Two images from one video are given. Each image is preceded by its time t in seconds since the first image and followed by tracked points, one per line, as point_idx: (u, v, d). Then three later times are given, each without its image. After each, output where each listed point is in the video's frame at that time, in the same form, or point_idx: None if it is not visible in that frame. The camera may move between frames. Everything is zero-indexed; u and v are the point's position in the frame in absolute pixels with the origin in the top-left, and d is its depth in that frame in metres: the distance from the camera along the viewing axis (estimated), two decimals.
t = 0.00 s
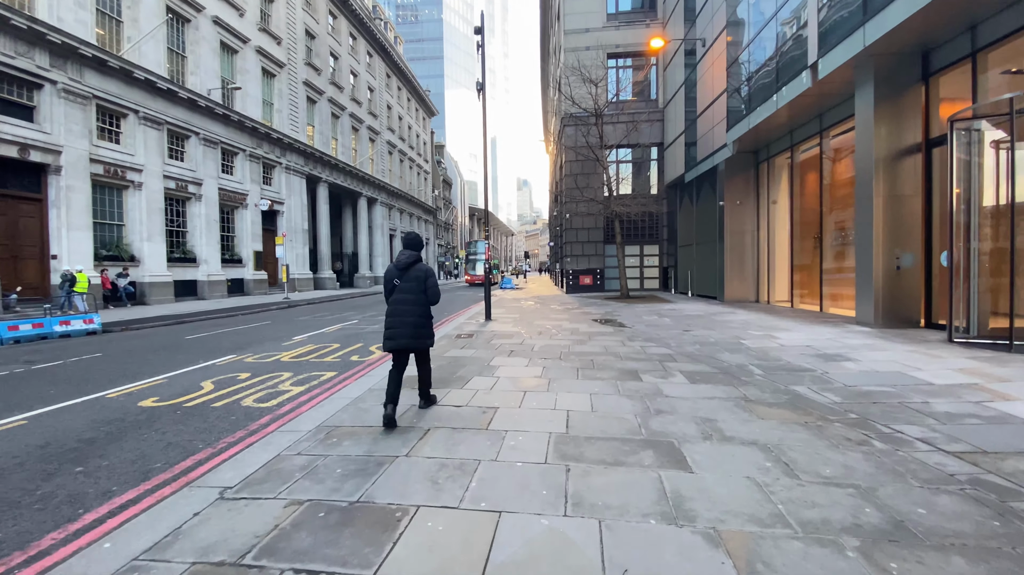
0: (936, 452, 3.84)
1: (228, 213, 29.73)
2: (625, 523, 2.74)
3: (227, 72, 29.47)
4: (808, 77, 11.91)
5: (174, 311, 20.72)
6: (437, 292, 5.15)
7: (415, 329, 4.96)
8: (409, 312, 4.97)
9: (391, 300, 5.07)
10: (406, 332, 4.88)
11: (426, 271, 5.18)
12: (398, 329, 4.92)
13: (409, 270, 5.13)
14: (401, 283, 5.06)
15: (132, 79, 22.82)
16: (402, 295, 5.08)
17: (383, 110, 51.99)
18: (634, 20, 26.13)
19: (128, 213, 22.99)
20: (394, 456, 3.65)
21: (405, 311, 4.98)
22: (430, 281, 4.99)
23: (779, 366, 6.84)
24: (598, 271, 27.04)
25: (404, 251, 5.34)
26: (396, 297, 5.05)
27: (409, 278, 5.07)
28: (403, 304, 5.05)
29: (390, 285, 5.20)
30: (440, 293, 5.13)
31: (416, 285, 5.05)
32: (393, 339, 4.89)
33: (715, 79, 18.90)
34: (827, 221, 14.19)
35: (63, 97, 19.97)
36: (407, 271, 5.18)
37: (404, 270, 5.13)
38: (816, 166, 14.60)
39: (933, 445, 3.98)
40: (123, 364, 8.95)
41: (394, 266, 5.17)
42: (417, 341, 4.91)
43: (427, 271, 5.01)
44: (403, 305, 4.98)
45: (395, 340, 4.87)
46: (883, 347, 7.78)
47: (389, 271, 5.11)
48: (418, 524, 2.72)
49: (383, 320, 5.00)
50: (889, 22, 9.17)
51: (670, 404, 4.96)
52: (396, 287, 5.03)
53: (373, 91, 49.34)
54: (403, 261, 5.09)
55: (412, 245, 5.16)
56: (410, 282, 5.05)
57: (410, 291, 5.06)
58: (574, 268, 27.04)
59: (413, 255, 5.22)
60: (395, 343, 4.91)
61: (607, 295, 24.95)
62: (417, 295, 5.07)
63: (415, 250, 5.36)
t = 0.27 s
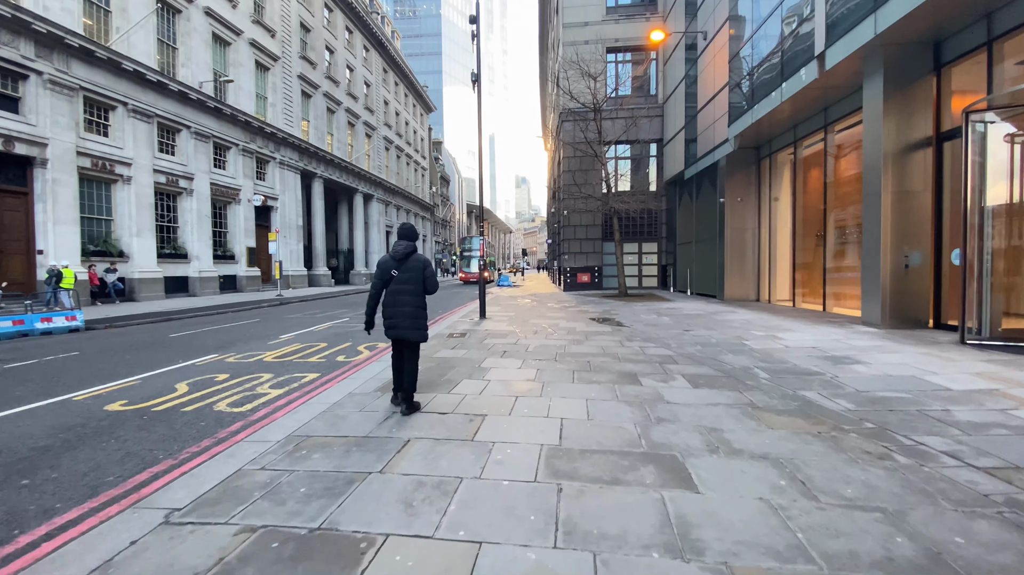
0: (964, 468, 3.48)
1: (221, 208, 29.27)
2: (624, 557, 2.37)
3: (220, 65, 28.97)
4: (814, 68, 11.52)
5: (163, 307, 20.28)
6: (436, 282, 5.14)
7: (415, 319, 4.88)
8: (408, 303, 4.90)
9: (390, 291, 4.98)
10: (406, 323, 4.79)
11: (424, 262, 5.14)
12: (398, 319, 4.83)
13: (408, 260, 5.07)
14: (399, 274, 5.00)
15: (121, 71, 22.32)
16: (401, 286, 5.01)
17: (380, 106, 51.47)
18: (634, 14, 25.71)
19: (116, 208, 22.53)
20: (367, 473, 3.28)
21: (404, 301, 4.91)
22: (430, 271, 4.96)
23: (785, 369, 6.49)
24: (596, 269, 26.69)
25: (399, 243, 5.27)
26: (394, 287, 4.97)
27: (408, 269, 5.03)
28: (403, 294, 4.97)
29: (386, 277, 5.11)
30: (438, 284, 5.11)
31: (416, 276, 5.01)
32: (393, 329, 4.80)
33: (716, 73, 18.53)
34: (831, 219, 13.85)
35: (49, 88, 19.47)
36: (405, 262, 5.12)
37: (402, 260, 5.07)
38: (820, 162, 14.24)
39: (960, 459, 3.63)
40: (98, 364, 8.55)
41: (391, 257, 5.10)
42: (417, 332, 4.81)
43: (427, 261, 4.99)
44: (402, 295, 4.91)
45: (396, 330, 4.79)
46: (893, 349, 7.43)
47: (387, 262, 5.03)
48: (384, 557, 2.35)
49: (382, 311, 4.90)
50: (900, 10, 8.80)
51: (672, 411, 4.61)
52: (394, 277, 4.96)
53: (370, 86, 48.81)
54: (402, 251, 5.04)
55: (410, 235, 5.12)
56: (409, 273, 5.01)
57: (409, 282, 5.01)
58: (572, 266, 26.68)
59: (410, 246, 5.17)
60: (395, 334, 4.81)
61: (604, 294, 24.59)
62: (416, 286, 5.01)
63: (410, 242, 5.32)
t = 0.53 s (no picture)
0: (1006, 492, 3.12)
1: (216, 204, 28.89)
2: None
3: (215, 58, 28.52)
4: (824, 58, 11.06)
5: (156, 304, 19.95)
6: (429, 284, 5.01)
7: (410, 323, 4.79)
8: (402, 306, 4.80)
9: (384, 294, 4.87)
10: (400, 327, 4.72)
11: (418, 264, 5.02)
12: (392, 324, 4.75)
13: (401, 263, 4.94)
14: (392, 276, 4.88)
15: (114, 63, 21.90)
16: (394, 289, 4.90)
17: (379, 101, 50.99)
18: (636, 6, 25.20)
19: (110, 203, 22.17)
20: (336, 496, 2.93)
21: (399, 306, 4.81)
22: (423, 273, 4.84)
23: (795, 374, 6.13)
24: (596, 267, 26.28)
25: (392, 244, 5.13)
26: (388, 290, 4.86)
27: (401, 271, 4.90)
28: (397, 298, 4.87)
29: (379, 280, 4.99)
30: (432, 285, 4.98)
31: (409, 278, 4.88)
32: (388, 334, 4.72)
33: (720, 66, 18.09)
34: (838, 216, 13.47)
35: (40, 81, 19.00)
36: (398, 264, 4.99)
37: (395, 263, 4.96)
38: (828, 157, 13.83)
39: (999, 481, 3.27)
40: (76, 364, 8.17)
41: (384, 260, 4.97)
42: (412, 336, 4.73)
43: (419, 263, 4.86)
44: (396, 298, 4.80)
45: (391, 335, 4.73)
46: (909, 353, 7.04)
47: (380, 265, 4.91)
48: None
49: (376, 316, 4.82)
50: None
51: (677, 422, 4.26)
52: (387, 281, 4.84)
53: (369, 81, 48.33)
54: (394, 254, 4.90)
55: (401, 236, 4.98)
56: (402, 275, 4.88)
57: (403, 285, 4.90)
58: (572, 263, 26.27)
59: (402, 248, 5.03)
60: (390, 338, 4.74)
61: (605, 291, 24.20)
62: (410, 288, 4.89)
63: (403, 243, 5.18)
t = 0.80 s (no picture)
0: None
1: (213, 199, 28.52)
2: None
3: (211, 51, 28.12)
4: (836, 45, 10.57)
5: (149, 301, 19.59)
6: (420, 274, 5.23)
7: (398, 311, 5.02)
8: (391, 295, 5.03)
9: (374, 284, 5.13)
10: (391, 314, 4.95)
11: (408, 254, 5.24)
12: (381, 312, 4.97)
13: (391, 253, 5.18)
14: (382, 267, 5.13)
15: (107, 56, 21.51)
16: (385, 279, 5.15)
17: (379, 96, 50.55)
18: None
19: (104, 198, 21.84)
20: (294, 522, 2.56)
21: (388, 294, 5.05)
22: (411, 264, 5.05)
23: (806, 376, 5.75)
24: (597, 263, 25.86)
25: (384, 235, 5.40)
26: (378, 280, 5.11)
27: (391, 262, 5.14)
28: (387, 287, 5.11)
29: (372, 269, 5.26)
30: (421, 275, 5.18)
31: (398, 268, 5.11)
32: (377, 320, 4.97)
33: (725, 58, 17.64)
34: (846, 210, 13.06)
35: (30, 73, 18.67)
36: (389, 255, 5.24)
37: (386, 253, 5.20)
38: (836, 150, 13.40)
39: None
40: (52, 363, 7.79)
41: (376, 251, 5.24)
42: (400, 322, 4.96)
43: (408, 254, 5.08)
44: (386, 287, 5.04)
45: (380, 322, 4.96)
46: (927, 354, 6.66)
47: (371, 255, 5.17)
48: None
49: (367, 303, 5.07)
50: None
51: (682, 431, 3.91)
52: (378, 270, 5.10)
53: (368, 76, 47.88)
54: (384, 245, 5.16)
55: (392, 228, 5.23)
56: (392, 265, 5.13)
57: (393, 274, 5.14)
58: (573, 260, 25.84)
59: (393, 239, 5.28)
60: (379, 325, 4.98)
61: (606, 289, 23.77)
62: (399, 278, 5.12)
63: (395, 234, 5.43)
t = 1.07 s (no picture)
0: None
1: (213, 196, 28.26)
2: None
3: (211, 46, 27.80)
4: (850, 34, 10.12)
5: (146, 298, 19.34)
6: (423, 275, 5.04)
7: (400, 312, 4.85)
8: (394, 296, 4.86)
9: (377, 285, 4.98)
10: (392, 317, 4.78)
11: (412, 255, 5.07)
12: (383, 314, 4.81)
13: (395, 253, 5.02)
14: (386, 267, 4.97)
15: (103, 49, 21.22)
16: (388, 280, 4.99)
17: (382, 92, 50.18)
18: None
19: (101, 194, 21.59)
20: (246, 563, 2.22)
21: (391, 295, 4.88)
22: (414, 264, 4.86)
23: (825, 383, 5.36)
24: (601, 261, 25.46)
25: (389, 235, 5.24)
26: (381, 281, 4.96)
27: (394, 262, 4.98)
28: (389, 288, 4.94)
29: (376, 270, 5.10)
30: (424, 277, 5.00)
31: (401, 269, 4.93)
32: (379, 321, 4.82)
33: (733, 49, 17.15)
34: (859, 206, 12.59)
35: (25, 67, 18.42)
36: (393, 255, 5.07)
37: (390, 254, 5.04)
38: (849, 143, 12.93)
39: None
40: (32, 365, 7.48)
41: (380, 250, 5.08)
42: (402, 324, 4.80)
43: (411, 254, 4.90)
44: (389, 288, 4.88)
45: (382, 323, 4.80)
46: (953, 358, 6.24)
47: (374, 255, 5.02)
48: None
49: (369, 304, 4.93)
50: None
51: (694, 448, 3.55)
52: (381, 271, 4.94)
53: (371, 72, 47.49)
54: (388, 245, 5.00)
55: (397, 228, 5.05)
56: (395, 266, 4.96)
57: (396, 275, 4.97)
58: (577, 257, 25.45)
59: (397, 240, 5.10)
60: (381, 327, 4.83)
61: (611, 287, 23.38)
62: (402, 279, 4.95)
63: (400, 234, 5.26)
